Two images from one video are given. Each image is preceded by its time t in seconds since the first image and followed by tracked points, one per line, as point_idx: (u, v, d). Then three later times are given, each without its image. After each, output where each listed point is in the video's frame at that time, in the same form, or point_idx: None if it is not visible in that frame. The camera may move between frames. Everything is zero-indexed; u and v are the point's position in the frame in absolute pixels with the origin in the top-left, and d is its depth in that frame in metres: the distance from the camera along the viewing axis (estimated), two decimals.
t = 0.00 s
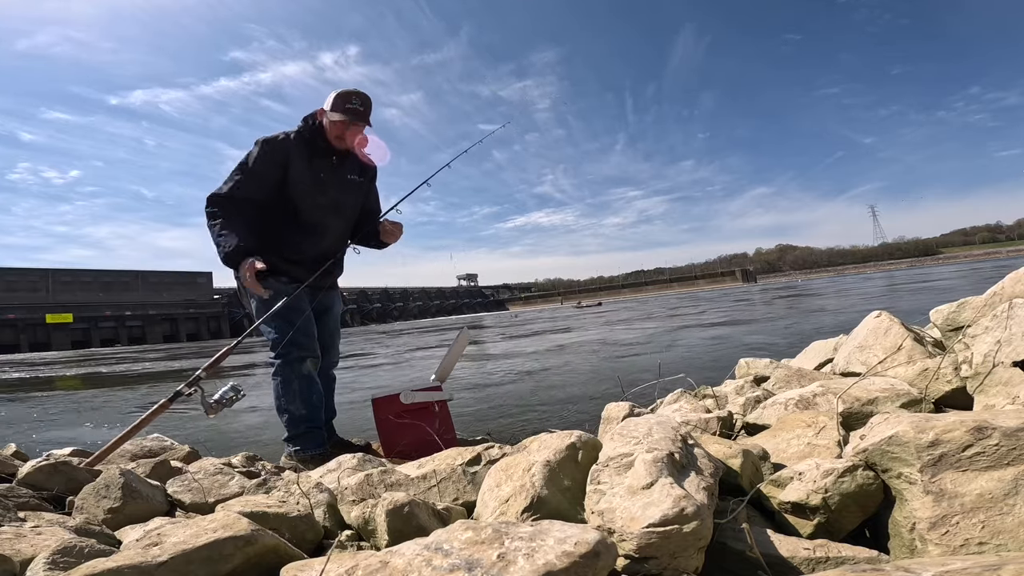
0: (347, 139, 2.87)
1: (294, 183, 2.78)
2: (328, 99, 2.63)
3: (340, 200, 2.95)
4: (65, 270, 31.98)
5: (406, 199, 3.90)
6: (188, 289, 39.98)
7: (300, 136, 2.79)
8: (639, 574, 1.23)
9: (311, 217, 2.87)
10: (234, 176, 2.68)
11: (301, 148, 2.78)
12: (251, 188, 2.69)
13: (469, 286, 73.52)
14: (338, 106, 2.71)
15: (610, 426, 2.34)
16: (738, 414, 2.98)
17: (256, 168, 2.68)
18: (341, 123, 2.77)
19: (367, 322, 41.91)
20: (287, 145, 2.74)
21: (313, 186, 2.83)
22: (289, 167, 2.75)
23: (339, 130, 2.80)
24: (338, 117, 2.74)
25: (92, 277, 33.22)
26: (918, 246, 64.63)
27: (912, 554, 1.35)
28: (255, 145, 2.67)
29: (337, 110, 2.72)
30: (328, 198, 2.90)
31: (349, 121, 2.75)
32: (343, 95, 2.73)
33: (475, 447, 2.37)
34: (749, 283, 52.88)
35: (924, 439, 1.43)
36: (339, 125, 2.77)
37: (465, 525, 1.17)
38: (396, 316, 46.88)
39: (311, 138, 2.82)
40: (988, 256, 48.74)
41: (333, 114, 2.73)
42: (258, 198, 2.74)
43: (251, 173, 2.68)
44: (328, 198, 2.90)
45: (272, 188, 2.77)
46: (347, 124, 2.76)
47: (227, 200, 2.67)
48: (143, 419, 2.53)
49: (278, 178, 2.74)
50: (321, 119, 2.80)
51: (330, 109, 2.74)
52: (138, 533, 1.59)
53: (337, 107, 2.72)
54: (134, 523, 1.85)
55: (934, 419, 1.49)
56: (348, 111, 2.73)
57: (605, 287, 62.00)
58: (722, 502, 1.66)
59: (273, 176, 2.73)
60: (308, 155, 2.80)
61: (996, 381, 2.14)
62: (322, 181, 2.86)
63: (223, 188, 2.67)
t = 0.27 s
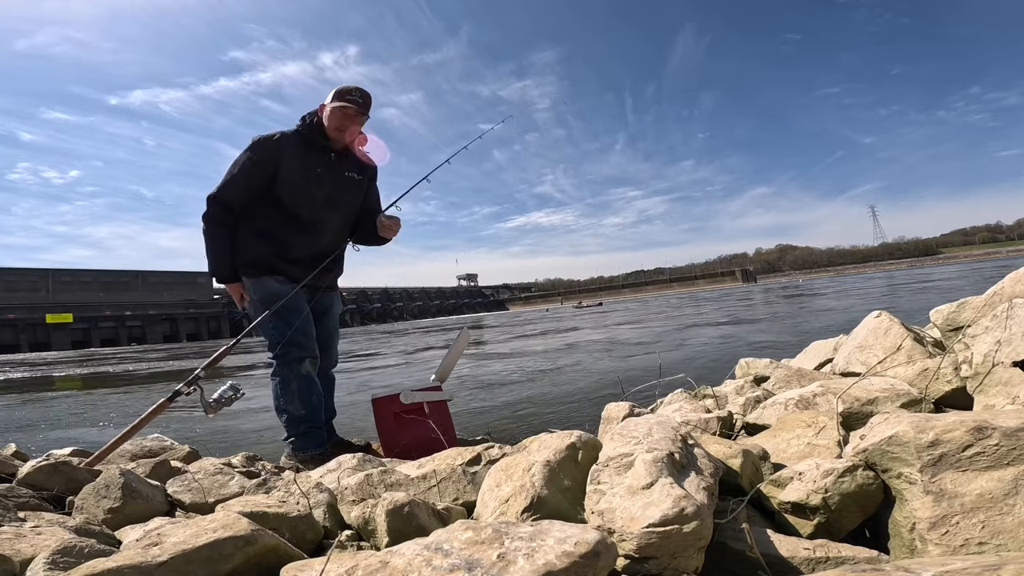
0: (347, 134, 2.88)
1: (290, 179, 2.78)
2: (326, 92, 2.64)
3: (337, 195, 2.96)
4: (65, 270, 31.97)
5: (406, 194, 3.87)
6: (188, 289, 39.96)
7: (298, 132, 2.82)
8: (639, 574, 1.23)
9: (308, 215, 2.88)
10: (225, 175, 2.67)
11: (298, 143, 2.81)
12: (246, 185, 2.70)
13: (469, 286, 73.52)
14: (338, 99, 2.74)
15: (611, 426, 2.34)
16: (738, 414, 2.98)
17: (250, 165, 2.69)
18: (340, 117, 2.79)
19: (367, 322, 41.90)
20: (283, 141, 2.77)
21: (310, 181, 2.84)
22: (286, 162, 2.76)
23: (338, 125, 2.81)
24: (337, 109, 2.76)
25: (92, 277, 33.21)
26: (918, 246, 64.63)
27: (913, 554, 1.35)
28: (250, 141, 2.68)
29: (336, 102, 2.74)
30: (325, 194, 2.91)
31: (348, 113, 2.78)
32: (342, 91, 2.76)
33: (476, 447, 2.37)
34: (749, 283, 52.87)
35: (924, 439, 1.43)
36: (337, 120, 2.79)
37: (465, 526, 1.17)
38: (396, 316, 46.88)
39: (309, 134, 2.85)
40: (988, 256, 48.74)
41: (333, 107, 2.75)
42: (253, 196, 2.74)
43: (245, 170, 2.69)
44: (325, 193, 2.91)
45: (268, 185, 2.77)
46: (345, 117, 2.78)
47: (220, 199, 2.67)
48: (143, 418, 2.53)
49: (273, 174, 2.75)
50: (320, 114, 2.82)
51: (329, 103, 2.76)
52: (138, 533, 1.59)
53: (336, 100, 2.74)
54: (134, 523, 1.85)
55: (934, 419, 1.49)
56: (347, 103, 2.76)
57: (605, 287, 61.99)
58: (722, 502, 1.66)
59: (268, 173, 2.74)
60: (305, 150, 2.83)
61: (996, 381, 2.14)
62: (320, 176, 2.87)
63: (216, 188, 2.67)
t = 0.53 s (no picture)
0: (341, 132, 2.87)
1: (286, 178, 2.78)
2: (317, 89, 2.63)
3: (335, 193, 2.96)
4: (65, 270, 31.96)
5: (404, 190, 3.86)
6: (188, 289, 39.95)
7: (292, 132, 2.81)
8: (639, 574, 1.23)
9: (307, 214, 2.88)
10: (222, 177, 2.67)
11: (293, 142, 2.80)
12: (243, 186, 2.70)
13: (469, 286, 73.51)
14: (330, 96, 2.73)
15: (611, 426, 2.34)
16: (738, 414, 2.98)
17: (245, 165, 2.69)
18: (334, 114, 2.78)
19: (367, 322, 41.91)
20: (278, 140, 2.76)
21: (307, 179, 2.83)
22: (282, 162, 2.76)
23: (332, 122, 2.81)
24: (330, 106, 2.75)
25: (92, 277, 33.21)
26: (918, 246, 64.63)
27: (912, 554, 1.35)
28: (245, 142, 2.67)
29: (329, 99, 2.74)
30: (323, 192, 2.90)
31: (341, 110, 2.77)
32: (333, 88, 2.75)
33: (475, 447, 2.37)
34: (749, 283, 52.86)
35: (924, 439, 1.43)
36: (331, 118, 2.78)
37: (465, 525, 1.17)
38: (396, 316, 46.87)
39: (304, 132, 2.84)
40: (988, 256, 48.75)
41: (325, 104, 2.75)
42: (251, 196, 2.74)
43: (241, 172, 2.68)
44: (323, 190, 2.89)
45: (265, 185, 2.77)
46: (338, 114, 2.77)
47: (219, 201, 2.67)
48: (142, 418, 2.53)
49: (270, 173, 2.75)
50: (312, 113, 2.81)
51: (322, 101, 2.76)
52: (138, 533, 1.59)
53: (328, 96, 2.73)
54: (134, 523, 1.85)
55: (934, 419, 1.49)
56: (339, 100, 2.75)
57: (605, 287, 62.00)
58: (721, 502, 1.66)
59: (265, 173, 2.74)
60: (300, 149, 2.82)
61: (996, 381, 2.14)
62: (317, 174, 2.86)
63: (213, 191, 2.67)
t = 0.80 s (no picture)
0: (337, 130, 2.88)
1: (285, 178, 2.78)
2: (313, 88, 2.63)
3: (333, 190, 2.96)
4: (65, 270, 31.96)
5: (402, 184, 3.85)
6: (188, 289, 39.93)
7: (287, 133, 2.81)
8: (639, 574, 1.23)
9: (306, 213, 2.88)
10: (220, 178, 2.66)
11: (290, 142, 2.80)
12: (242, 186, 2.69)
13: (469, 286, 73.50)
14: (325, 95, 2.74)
15: (611, 426, 2.34)
16: (738, 414, 2.98)
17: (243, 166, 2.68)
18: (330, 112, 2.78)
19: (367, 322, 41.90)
20: (274, 140, 2.76)
21: (305, 178, 2.83)
22: (280, 162, 2.76)
23: (329, 122, 2.81)
24: (326, 105, 2.76)
25: (92, 277, 33.21)
26: (918, 245, 64.62)
27: (912, 554, 1.35)
28: (242, 143, 2.67)
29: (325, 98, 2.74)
30: (322, 191, 2.91)
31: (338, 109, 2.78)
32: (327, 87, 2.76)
33: (475, 447, 2.36)
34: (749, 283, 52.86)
35: (924, 439, 1.43)
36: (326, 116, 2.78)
37: (465, 525, 1.17)
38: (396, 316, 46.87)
39: (300, 132, 2.83)
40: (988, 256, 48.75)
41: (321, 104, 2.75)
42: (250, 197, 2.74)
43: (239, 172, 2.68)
44: (322, 190, 2.91)
45: (264, 184, 2.77)
46: (334, 112, 2.78)
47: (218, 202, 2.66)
48: (141, 418, 2.52)
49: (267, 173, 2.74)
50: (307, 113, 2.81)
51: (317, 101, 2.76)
52: (138, 533, 1.59)
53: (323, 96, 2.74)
54: (134, 523, 1.85)
55: (934, 419, 1.49)
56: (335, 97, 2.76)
57: (605, 287, 62.01)
58: (721, 502, 1.66)
59: (263, 173, 2.74)
60: (297, 148, 2.82)
61: (996, 381, 2.14)
62: (314, 173, 2.87)
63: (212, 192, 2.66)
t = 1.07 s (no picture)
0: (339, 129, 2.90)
1: (284, 177, 2.78)
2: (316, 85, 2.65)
3: (331, 189, 2.96)
4: (65, 270, 31.96)
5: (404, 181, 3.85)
6: (188, 289, 39.93)
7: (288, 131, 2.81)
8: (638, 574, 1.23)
9: (305, 212, 2.87)
10: (218, 179, 2.66)
11: (287, 141, 2.80)
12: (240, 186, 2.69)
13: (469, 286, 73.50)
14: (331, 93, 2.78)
15: (611, 426, 2.33)
16: (738, 414, 2.98)
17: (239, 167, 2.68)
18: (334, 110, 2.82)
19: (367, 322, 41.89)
20: (271, 139, 2.76)
21: (304, 177, 2.83)
22: (278, 162, 2.76)
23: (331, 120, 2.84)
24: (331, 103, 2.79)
25: (93, 277, 33.21)
26: (918, 245, 64.63)
27: (912, 554, 1.35)
28: (239, 144, 2.67)
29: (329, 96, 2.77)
30: (320, 189, 2.91)
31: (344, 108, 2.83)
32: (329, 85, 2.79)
33: (475, 447, 2.36)
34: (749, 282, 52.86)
35: (924, 439, 1.43)
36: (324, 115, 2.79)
37: (465, 525, 1.17)
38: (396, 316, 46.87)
39: (298, 130, 2.84)
40: (988, 256, 48.76)
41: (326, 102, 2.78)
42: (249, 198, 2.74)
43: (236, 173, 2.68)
44: (320, 189, 2.91)
45: (263, 185, 2.77)
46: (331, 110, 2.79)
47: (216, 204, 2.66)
48: (141, 417, 2.53)
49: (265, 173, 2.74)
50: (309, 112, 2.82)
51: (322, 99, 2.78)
52: (138, 533, 1.59)
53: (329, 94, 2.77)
54: (134, 523, 1.85)
55: (934, 419, 1.49)
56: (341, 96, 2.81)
57: (605, 287, 62.02)
58: (722, 502, 1.66)
59: (261, 173, 2.74)
60: (297, 147, 2.82)
61: (996, 381, 2.14)
62: (312, 172, 2.87)
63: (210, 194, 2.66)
